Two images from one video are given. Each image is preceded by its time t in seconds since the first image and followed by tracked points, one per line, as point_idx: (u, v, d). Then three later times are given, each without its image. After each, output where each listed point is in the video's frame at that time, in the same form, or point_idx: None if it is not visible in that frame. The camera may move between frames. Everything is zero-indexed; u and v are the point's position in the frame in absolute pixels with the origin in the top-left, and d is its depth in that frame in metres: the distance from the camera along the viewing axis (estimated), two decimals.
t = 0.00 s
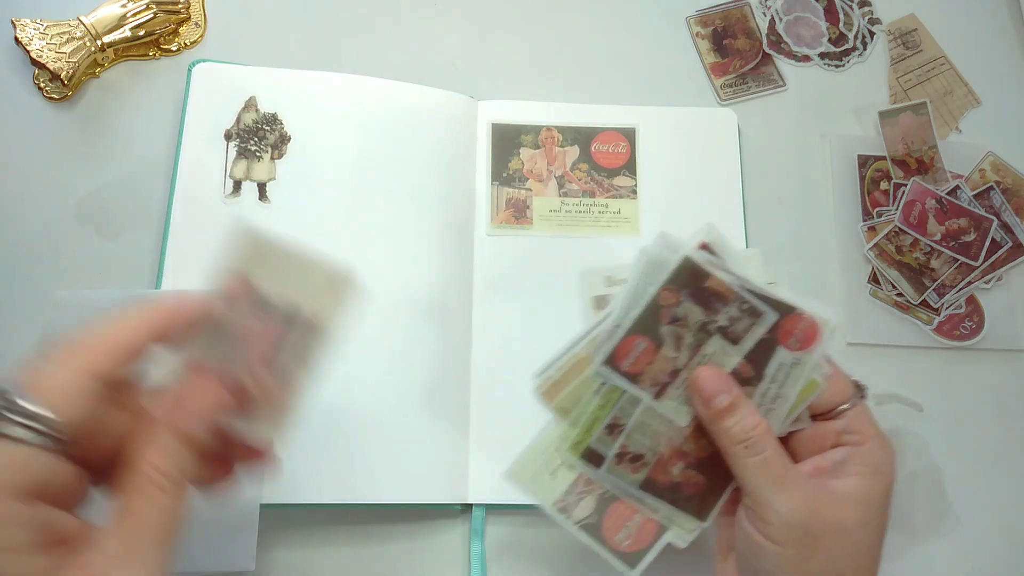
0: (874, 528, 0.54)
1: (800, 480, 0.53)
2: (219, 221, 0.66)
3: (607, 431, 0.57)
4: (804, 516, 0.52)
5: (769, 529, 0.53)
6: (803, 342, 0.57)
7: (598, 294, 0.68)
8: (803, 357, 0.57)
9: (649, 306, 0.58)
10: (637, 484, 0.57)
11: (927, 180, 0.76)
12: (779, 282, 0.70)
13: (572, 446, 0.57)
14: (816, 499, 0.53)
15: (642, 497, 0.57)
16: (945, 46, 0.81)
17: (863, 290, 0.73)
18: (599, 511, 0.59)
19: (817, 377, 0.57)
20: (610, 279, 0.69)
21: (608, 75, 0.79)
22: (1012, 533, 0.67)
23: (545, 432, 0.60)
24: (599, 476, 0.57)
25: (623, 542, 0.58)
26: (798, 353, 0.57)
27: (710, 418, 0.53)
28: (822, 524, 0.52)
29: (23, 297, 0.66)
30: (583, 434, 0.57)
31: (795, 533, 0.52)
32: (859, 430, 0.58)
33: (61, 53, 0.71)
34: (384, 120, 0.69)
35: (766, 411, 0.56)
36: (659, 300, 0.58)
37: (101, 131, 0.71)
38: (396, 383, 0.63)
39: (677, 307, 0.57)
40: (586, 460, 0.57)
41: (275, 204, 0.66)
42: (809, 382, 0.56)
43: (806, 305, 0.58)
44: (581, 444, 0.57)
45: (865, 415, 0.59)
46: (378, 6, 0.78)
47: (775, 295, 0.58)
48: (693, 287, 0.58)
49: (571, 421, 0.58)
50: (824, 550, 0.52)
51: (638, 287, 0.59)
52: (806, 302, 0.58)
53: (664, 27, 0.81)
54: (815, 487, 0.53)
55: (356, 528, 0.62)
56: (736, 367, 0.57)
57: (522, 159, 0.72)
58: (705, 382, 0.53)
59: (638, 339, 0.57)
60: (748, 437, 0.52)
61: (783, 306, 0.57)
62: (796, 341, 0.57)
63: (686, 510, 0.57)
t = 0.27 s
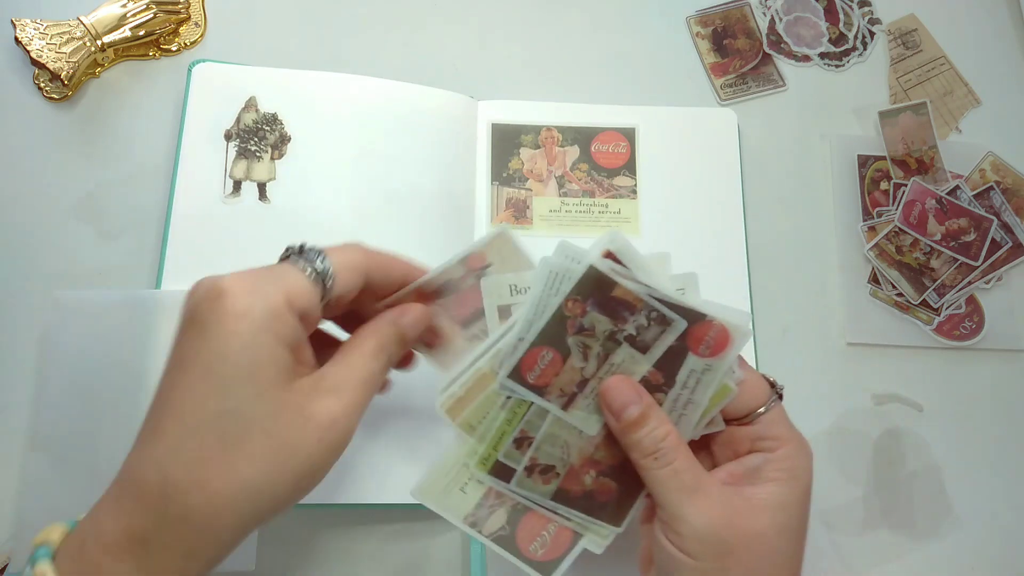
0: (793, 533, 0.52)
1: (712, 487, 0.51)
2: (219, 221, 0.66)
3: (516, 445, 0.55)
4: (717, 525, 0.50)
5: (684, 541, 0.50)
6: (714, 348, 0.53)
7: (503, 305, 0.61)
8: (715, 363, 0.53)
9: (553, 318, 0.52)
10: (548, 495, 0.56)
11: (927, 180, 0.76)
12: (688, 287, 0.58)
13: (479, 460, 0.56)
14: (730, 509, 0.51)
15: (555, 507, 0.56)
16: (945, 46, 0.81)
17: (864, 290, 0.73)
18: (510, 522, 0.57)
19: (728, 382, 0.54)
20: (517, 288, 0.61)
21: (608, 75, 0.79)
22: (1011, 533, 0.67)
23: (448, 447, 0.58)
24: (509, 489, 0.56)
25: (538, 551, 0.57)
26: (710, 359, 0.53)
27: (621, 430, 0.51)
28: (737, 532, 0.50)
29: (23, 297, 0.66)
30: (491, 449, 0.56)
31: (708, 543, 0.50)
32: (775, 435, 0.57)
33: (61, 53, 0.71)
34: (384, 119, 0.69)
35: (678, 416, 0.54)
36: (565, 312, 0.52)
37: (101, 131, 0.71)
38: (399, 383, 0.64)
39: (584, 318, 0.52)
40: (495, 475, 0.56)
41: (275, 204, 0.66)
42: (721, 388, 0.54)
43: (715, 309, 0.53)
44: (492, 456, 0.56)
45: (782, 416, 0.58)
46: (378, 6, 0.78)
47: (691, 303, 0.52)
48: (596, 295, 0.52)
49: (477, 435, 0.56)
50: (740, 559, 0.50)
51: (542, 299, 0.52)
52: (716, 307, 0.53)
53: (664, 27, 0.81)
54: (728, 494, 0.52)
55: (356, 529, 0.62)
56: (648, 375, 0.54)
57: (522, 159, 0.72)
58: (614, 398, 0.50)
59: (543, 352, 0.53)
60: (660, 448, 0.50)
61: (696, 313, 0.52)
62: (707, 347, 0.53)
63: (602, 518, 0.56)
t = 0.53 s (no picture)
0: (784, 520, 0.53)
1: (710, 470, 0.52)
2: (219, 221, 0.66)
3: (527, 415, 0.56)
4: (712, 505, 0.50)
5: (678, 518, 0.51)
6: (720, 339, 0.53)
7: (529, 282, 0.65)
8: (719, 355, 0.53)
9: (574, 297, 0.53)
10: (552, 467, 0.56)
11: (927, 180, 0.76)
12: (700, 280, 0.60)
13: (490, 428, 0.57)
14: (724, 490, 0.51)
15: (557, 480, 0.57)
16: (945, 46, 0.81)
17: (864, 290, 0.73)
18: (514, 492, 0.59)
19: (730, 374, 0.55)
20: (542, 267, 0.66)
21: (607, 75, 0.79)
22: (1011, 533, 0.67)
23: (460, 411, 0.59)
24: (515, 457, 0.57)
25: (537, 522, 0.59)
26: (715, 349, 0.53)
27: (627, 410, 0.52)
28: (728, 513, 0.51)
29: (23, 297, 0.66)
30: (501, 417, 0.56)
31: (701, 521, 0.50)
32: (771, 428, 0.57)
33: (61, 53, 0.71)
34: (383, 119, 0.69)
35: (681, 403, 0.54)
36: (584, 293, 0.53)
37: (102, 131, 0.71)
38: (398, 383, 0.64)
39: (601, 299, 0.53)
40: (503, 442, 0.57)
41: (275, 204, 0.67)
42: (722, 379, 0.54)
43: (723, 302, 0.53)
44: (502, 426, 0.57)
45: (781, 412, 0.58)
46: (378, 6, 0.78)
47: (699, 294, 0.53)
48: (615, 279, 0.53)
49: (490, 403, 0.56)
50: (731, 539, 0.50)
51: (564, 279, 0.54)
52: (723, 300, 0.53)
53: (664, 27, 0.81)
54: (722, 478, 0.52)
55: (356, 529, 0.62)
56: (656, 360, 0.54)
57: (522, 159, 0.72)
58: (624, 376, 0.51)
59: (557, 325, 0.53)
60: (661, 428, 0.51)
61: (704, 305, 0.53)
62: (713, 338, 0.53)
63: (601, 496, 0.56)
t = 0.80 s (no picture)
0: (742, 521, 0.50)
1: (667, 466, 0.50)
2: (219, 221, 0.66)
3: (488, 410, 0.54)
4: (667, 500, 0.48)
5: (631, 514, 0.49)
6: (674, 330, 0.53)
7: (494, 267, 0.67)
8: (676, 348, 0.53)
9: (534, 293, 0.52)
10: (514, 464, 0.55)
11: (927, 180, 0.76)
12: (653, 273, 0.69)
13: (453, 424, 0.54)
14: (678, 485, 0.49)
15: (520, 477, 0.56)
16: (945, 46, 0.81)
17: (864, 290, 0.73)
18: (470, 480, 0.57)
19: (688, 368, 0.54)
20: (505, 253, 0.68)
21: (607, 76, 0.79)
22: (1011, 533, 0.67)
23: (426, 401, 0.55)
24: (479, 452, 0.55)
25: (492, 514, 0.57)
26: (671, 343, 0.53)
27: (592, 408, 0.50)
28: (683, 509, 0.49)
29: (24, 297, 0.66)
30: (464, 410, 0.53)
31: (654, 516, 0.48)
32: (721, 420, 0.55)
33: (61, 53, 0.71)
34: (384, 119, 0.69)
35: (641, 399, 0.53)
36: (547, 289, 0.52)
37: (102, 131, 0.71)
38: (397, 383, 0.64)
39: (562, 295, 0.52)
40: (467, 436, 0.54)
41: (275, 204, 0.66)
42: (680, 373, 0.54)
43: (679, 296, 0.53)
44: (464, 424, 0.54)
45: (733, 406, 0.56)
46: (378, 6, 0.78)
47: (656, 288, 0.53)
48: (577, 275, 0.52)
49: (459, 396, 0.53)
50: (684, 535, 0.48)
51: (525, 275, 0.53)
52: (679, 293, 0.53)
53: (664, 27, 0.81)
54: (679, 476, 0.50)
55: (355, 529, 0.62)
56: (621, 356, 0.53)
57: (522, 159, 0.72)
58: (592, 374, 0.49)
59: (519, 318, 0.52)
60: (623, 424, 0.49)
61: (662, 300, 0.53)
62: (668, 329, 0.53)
63: (564, 493, 0.55)
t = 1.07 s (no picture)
0: (722, 495, 0.52)
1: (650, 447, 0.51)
2: (219, 221, 0.66)
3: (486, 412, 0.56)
4: (656, 477, 0.50)
5: (620, 494, 0.50)
6: (654, 324, 0.57)
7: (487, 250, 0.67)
8: (658, 338, 0.57)
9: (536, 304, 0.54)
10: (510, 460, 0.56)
11: (927, 180, 0.76)
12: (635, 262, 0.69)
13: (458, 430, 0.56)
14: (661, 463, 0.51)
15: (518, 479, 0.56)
16: (945, 46, 0.81)
17: (864, 290, 0.73)
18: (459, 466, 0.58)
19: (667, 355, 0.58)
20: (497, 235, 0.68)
21: (607, 76, 0.79)
22: (1011, 533, 0.67)
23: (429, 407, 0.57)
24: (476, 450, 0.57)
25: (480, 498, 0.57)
26: (652, 335, 0.57)
27: (576, 393, 0.51)
28: (672, 487, 0.50)
29: (24, 297, 0.66)
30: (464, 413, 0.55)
31: (645, 494, 0.49)
32: (691, 403, 0.57)
33: (61, 53, 0.71)
34: (384, 120, 0.69)
35: (628, 393, 0.57)
36: (550, 300, 0.54)
37: (102, 131, 0.71)
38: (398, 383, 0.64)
39: (582, 325, 0.55)
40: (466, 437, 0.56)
41: (275, 204, 0.66)
42: (661, 361, 0.57)
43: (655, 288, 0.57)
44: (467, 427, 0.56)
45: (700, 391, 0.59)
46: (378, 6, 0.78)
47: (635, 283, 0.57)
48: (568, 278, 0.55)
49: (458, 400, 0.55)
50: (672, 512, 0.49)
51: (524, 287, 0.55)
52: (655, 286, 0.57)
53: (664, 27, 0.81)
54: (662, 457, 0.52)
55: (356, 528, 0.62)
56: (617, 350, 0.56)
57: (522, 159, 0.72)
58: (582, 359, 0.51)
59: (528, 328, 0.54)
60: (608, 408, 0.51)
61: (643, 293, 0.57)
62: (649, 323, 0.57)
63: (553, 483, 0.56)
